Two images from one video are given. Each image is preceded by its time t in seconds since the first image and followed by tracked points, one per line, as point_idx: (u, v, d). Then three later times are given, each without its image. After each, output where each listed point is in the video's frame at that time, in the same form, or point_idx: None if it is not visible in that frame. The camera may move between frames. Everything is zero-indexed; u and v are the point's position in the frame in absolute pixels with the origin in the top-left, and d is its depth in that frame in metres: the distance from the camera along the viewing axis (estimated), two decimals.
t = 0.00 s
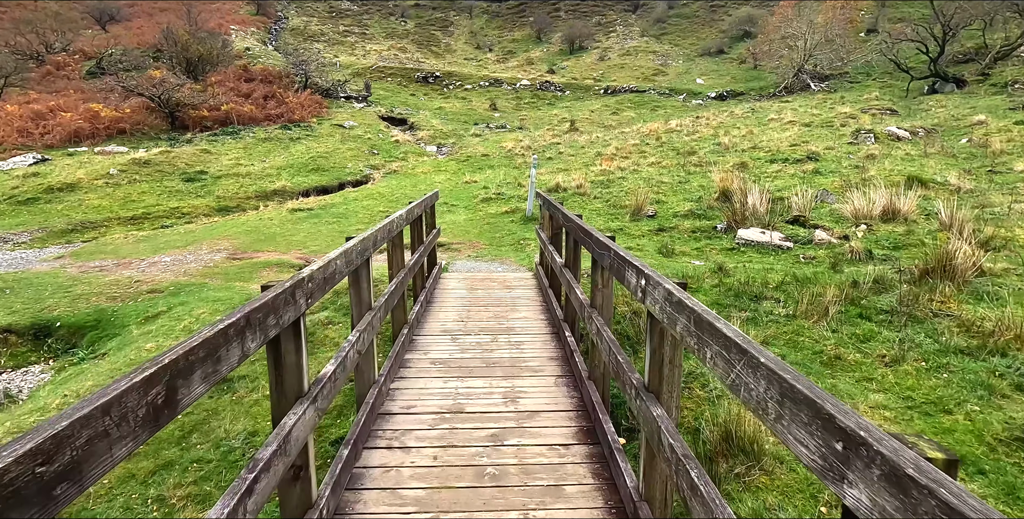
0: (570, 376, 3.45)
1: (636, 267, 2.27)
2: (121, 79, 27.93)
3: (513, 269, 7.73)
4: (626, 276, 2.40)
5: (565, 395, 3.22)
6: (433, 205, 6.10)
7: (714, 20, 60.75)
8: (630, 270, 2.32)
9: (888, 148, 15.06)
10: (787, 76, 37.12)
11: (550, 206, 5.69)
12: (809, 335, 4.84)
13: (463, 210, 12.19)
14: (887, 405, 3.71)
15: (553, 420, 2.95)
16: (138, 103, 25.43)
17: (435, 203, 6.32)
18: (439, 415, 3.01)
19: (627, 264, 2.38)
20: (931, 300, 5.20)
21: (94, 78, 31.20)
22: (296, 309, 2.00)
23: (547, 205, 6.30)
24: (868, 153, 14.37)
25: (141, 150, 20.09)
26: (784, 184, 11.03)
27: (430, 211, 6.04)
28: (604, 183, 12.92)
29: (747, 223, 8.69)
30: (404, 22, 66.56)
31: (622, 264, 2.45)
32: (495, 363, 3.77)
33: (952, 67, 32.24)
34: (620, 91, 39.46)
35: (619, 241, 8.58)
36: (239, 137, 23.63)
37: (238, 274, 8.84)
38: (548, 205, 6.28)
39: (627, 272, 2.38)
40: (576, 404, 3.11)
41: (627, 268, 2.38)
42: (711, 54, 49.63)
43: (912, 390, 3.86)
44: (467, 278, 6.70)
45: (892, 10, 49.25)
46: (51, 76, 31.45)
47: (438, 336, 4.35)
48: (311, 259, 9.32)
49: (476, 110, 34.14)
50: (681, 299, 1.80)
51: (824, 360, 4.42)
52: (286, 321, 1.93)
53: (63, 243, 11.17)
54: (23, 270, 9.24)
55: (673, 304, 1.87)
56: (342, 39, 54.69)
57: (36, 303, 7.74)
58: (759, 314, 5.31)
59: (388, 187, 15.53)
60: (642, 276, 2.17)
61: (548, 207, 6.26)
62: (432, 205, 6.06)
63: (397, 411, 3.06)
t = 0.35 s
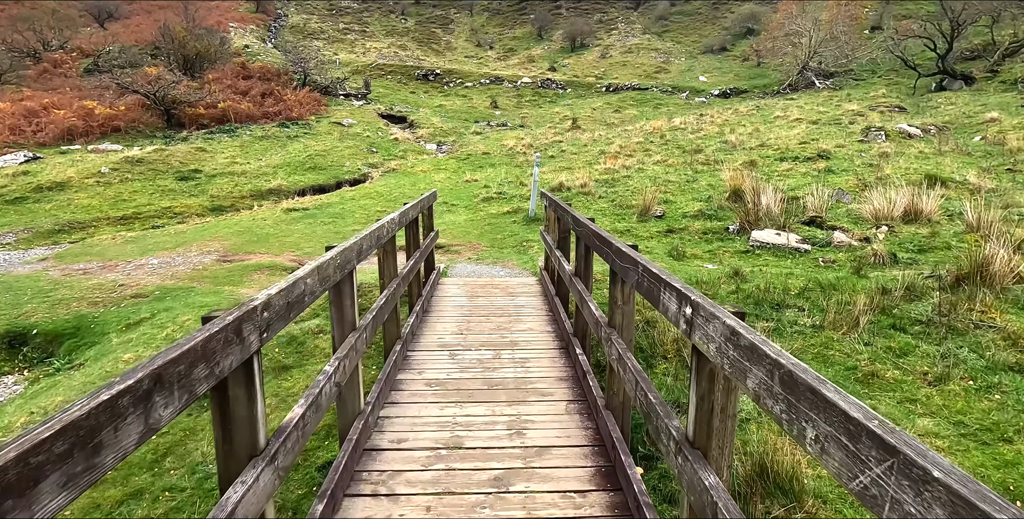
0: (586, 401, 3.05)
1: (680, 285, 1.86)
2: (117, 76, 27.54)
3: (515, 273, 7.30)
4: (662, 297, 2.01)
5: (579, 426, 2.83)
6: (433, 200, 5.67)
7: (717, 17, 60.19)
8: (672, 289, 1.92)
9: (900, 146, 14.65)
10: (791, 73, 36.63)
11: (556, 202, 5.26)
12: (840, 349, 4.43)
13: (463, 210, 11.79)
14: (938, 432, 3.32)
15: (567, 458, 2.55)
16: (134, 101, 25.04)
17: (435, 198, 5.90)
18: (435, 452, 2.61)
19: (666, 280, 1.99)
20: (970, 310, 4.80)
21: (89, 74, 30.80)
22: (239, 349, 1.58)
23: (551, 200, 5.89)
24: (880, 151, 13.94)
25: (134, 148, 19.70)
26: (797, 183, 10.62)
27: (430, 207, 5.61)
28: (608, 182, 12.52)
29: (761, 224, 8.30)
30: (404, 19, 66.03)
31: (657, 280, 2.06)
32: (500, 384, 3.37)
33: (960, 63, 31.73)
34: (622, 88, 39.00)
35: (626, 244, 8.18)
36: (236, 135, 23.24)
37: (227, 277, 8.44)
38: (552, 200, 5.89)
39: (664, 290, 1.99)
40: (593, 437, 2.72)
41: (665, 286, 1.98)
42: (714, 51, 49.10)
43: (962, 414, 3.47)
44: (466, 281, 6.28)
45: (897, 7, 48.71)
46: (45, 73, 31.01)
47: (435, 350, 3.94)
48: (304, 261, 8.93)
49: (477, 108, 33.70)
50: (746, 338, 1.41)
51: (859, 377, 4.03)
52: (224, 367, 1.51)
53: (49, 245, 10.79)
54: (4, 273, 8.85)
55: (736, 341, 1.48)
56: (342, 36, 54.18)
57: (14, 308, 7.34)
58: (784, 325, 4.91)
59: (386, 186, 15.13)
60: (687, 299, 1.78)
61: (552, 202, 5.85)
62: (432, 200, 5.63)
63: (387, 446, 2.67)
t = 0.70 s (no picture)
0: (596, 436, 2.67)
1: (729, 328, 1.51)
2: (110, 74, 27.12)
3: (513, 279, 6.91)
4: (701, 336, 1.66)
5: (588, 469, 2.45)
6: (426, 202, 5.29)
7: (718, 16, 59.78)
8: (717, 330, 1.57)
9: (909, 146, 14.28)
10: (793, 72, 36.24)
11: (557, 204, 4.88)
12: (869, 368, 4.06)
13: (460, 211, 11.41)
14: (992, 468, 2.95)
15: (575, 511, 2.18)
16: (127, 99, 24.65)
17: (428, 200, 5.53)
18: (419, 503, 2.23)
19: (708, 318, 1.62)
20: (1008, 323, 4.42)
21: (83, 72, 30.38)
22: (128, 427, 1.21)
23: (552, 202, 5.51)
24: (890, 151, 13.57)
25: (126, 147, 19.29)
26: (806, 184, 10.25)
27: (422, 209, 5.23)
28: (610, 183, 12.15)
29: (772, 228, 7.92)
30: (403, 18, 65.57)
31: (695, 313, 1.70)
32: (497, 412, 2.99)
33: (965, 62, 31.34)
34: (622, 88, 38.60)
35: (631, 248, 7.81)
36: (230, 134, 22.84)
37: (212, 283, 8.05)
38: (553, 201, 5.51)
39: (707, 330, 1.63)
40: (605, 483, 2.35)
41: (708, 325, 1.62)
42: (715, 51, 48.74)
43: (1016, 447, 3.10)
44: (461, 289, 5.88)
45: (899, 6, 48.32)
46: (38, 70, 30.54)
47: (425, 371, 3.56)
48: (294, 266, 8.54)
49: (475, 107, 33.31)
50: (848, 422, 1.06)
51: (894, 401, 3.65)
52: (106, 454, 1.14)
53: (31, 247, 10.39)
54: None
55: (825, 421, 1.13)
56: (340, 35, 53.72)
57: None
58: (806, 340, 4.53)
59: (382, 186, 14.75)
60: (744, 349, 1.43)
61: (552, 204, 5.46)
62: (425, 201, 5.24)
63: (363, 493, 2.29)
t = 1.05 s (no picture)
0: (612, 487, 2.28)
1: (832, 413, 1.12)
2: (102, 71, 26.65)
3: (511, 283, 6.50)
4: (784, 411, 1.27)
5: None
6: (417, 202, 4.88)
7: (717, 14, 59.38)
8: (810, 411, 1.17)
9: (917, 144, 13.93)
10: (794, 70, 35.88)
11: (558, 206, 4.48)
12: (905, 388, 3.69)
13: (457, 212, 11.04)
14: None
15: None
16: (118, 97, 24.20)
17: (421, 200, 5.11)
18: None
19: (799, 392, 1.22)
20: None
21: (73, 68, 29.82)
22: None
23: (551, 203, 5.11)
24: (899, 150, 13.20)
25: (116, 145, 18.85)
26: (816, 184, 9.89)
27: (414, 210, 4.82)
28: (612, 183, 11.79)
29: (783, 230, 7.56)
30: (401, 15, 65.00)
31: (775, 381, 1.30)
32: (494, 453, 2.58)
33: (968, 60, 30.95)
34: (622, 86, 38.21)
35: (635, 253, 7.44)
36: (223, 132, 22.41)
37: (194, 289, 7.63)
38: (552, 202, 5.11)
39: (790, 408, 1.25)
40: None
41: (794, 401, 1.24)
42: (715, 49, 48.36)
43: None
44: (455, 296, 5.48)
45: (900, 4, 47.93)
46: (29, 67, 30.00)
47: (413, 398, 3.16)
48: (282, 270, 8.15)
49: (473, 105, 32.90)
50: None
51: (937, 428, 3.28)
52: None
53: (9, 250, 9.98)
54: None
55: None
56: (337, 32, 53.17)
57: None
58: (831, 356, 4.16)
59: (377, 186, 14.37)
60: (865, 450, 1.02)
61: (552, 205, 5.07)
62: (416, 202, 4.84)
63: None
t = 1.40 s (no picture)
0: None
1: None
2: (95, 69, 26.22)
3: (511, 290, 6.09)
4: None
5: None
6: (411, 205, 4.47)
7: (718, 11, 58.91)
8: None
9: (929, 142, 13.52)
10: (797, 67, 35.44)
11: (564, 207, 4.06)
12: (957, 415, 3.29)
13: (456, 213, 10.64)
14: None
15: None
16: (111, 95, 23.77)
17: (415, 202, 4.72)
18: None
19: None
20: None
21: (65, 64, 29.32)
22: None
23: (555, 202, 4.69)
24: (912, 147, 12.78)
25: (107, 144, 18.44)
26: (830, 183, 9.49)
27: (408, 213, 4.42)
28: (616, 182, 11.38)
29: (800, 232, 7.16)
30: (400, 14, 64.48)
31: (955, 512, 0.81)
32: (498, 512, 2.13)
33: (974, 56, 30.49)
34: (623, 83, 37.79)
35: (644, 257, 7.04)
36: (218, 130, 21.99)
37: (176, 295, 7.21)
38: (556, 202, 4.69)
39: None
40: None
41: None
42: (716, 46, 47.90)
43: None
44: (454, 307, 5.05)
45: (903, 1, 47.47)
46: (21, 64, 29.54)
47: (403, 433, 2.74)
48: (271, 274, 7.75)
49: (473, 103, 32.48)
50: None
51: (1001, 463, 2.88)
52: None
53: None
54: None
55: None
56: (336, 30, 52.68)
57: None
58: (869, 375, 3.76)
59: (374, 185, 13.96)
60: None
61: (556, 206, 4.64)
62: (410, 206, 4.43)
63: None
